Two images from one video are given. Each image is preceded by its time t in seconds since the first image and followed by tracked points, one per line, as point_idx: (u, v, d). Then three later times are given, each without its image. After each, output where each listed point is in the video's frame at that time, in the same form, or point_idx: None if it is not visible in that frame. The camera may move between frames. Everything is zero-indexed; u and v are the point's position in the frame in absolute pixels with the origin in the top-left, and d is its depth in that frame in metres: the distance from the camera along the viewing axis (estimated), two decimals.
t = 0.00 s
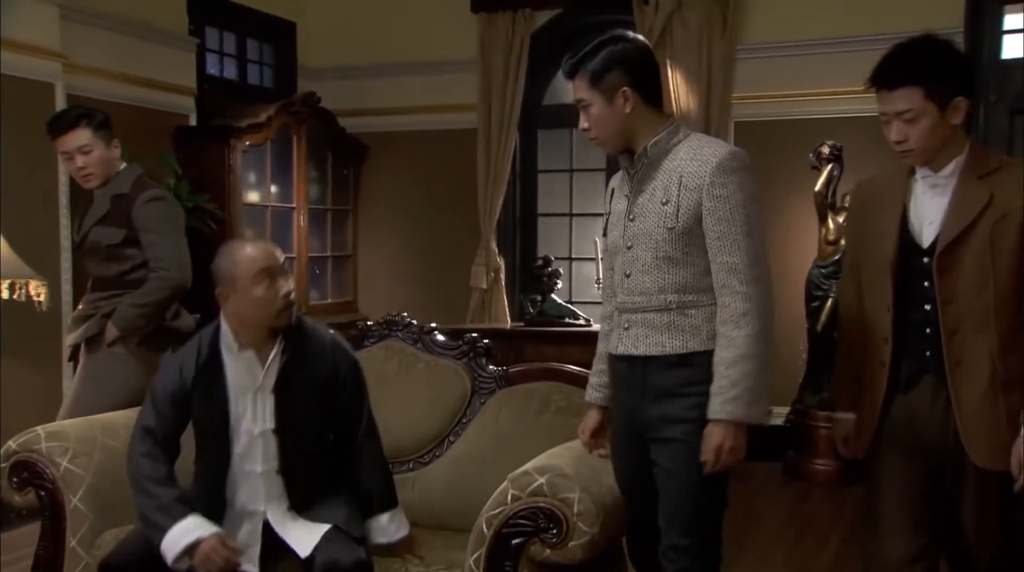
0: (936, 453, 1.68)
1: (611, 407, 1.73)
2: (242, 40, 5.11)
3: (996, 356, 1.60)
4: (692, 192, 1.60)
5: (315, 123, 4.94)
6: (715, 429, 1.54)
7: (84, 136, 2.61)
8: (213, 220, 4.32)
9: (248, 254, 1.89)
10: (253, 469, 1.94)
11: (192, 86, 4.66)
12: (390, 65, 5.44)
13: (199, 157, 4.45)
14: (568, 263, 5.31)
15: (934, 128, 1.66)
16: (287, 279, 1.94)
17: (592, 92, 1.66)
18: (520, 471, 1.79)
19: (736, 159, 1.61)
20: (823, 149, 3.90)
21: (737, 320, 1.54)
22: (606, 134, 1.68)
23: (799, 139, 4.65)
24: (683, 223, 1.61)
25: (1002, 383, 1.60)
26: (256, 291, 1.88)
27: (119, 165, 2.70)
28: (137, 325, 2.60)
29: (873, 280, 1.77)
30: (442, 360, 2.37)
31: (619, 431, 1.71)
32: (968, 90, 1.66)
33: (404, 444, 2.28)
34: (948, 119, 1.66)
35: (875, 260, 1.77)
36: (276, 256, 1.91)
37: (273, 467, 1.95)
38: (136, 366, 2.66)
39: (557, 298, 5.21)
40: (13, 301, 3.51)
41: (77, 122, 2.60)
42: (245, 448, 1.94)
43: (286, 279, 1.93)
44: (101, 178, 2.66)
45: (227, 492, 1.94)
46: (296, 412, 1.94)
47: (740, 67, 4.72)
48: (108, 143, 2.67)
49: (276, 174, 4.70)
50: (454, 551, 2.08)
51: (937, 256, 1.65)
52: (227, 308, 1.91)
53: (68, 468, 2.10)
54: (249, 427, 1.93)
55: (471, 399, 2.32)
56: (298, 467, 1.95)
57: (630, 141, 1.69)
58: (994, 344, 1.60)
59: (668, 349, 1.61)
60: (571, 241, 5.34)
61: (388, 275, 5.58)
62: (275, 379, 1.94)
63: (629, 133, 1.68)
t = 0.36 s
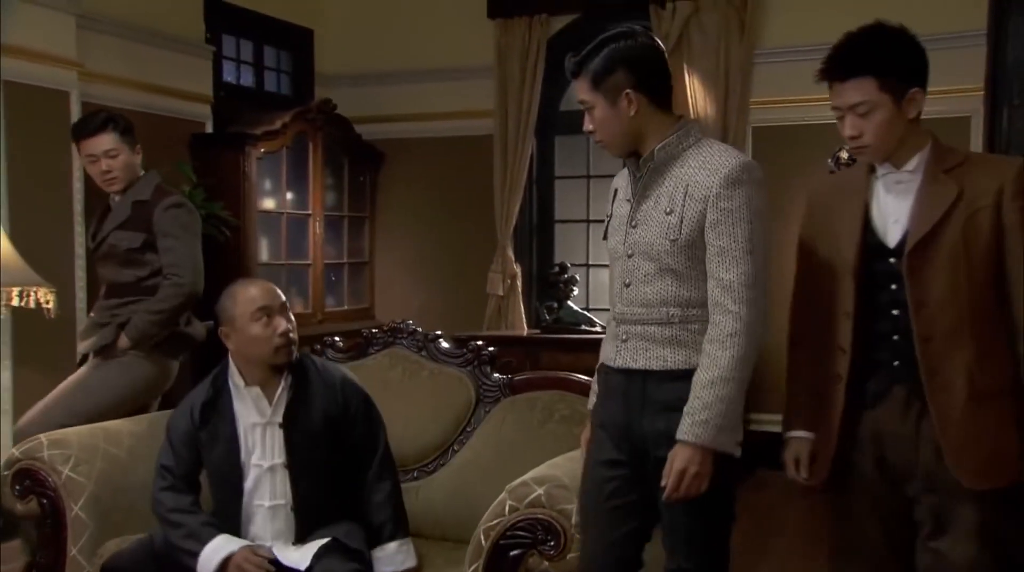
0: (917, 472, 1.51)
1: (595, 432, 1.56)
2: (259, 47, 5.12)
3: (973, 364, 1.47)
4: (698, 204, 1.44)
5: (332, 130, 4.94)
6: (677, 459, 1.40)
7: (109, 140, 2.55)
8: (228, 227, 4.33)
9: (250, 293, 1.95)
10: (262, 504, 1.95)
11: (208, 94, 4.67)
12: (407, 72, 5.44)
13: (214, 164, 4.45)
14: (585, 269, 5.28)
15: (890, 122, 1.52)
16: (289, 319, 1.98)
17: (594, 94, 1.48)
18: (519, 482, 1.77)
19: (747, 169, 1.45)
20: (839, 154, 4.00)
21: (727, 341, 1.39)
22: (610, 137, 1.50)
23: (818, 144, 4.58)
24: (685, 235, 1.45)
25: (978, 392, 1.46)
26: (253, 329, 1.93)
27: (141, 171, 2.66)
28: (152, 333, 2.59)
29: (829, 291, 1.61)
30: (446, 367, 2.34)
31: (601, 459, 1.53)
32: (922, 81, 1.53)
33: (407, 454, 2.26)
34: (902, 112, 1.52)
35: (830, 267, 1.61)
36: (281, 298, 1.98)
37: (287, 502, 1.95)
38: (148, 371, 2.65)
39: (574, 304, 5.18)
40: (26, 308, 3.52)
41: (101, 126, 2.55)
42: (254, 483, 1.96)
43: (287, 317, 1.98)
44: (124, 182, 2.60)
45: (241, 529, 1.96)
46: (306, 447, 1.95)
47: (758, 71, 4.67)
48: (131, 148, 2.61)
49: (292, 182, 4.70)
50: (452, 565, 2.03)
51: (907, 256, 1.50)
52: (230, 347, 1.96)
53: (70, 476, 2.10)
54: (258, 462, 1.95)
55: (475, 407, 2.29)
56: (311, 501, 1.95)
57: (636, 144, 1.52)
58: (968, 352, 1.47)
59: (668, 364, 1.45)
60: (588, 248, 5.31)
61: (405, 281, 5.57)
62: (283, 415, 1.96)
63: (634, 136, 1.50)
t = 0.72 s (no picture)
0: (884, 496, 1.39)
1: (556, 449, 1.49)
2: (276, 56, 5.13)
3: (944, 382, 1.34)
4: (678, 212, 1.35)
5: (348, 139, 4.93)
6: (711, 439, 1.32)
7: (119, 151, 2.54)
8: (243, 235, 4.34)
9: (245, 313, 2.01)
10: (244, 519, 1.99)
11: (224, 102, 4.68)
12: (424, 80, 5.43)
13: (230, 173, 4.47)
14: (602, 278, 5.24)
15: (852, 127, 1.41)
16: (279, 340, 2.03)
17: (553, 109, 1.40)
18: (521, 493, 1.77)
19: (730, 174, 1.36)
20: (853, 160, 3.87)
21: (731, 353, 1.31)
22: (575, 149, 1.41)
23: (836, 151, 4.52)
24: (667, 246, 1.36)
25: (949, 416, 1.34)
26: (243, 348, 1.98)
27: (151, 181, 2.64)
28: (179, 340, 2.58)
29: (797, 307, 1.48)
30: (452, 377, 2.31)
31: (563, 473, 1.47)
32: (891, 82, 1.40)
33: (412, 465, 2.25)
34: (866, 115, 1.40)
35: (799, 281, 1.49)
36: (274, 318, 2.03)
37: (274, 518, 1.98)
38: (168, 378, 2.65)
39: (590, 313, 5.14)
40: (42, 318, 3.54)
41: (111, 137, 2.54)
42: (238, 498, 2.00)
43: (279, 335, 2.03)
44: (136, 193, 2.60)
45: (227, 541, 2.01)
46: (294, 465, 1.98)
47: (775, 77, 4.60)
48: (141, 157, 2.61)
49: (307, 190, 4.69)
50: None
51: (869, 270, 1.39)
52: (223, 363, 2.01)
53: (74, 485, 2.09)
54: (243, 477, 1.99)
55: (481, 416, 2.26)
56: (296, 520, 1.99)
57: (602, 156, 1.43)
58: (938, 369, 1.34)
59: (643, 376, 1.37)
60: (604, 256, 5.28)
61: (421, 290, 5.55)
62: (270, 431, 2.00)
63: (601, 148, 1.42)
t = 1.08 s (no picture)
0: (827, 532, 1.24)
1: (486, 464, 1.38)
2: (296, 66, 5.14)
3: (876, 413, 1.16)
4: (600, 217, 1.26)
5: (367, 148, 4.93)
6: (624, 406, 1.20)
7: (130, 168, 2.42)
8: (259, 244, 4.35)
9: (224, 326, 2.02)
10: (234, 530, 1.98)
11: (244, 112, 4.70)
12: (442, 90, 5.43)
13: (247, 183, 4.48)
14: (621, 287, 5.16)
15: (806, 132, 1.21)
16: (253, 354, 2.01)
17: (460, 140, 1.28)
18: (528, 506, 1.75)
19: (643, 171, 1.28)
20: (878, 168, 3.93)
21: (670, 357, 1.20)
22: (489, 175, 1.29)
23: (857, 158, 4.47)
24: (595, 253, 1.26)
25: (875, 449, 1.16)
26: (213, 361, 1.98)
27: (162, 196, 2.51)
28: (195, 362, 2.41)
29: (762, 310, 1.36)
30: (462, 387, 2.30)
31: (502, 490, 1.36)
32: (855, 76, 1.18)
33: (423, 475, 2.24)
34: (826, 116, 1.20)
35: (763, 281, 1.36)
36: (251, 332, 2.03)
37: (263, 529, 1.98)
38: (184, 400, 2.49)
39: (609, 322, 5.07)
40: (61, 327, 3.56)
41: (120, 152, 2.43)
42: (226, 510, 1.99)
43: (255, 348, 2.02)
44: (147, 211, 2.47)
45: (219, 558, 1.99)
46: (277, 477, 1.98)
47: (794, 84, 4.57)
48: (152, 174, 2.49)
49: (325, 200, 4.69)
50: None
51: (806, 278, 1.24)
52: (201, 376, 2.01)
53: (84, 494, 2.09)
54: (228, 489, 1.99)
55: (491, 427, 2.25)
56: (287, 529, 1.97)
57: (512, 181, 1.31)
58: (876, 400, 1.16)
59: (587, 391, 1.26)
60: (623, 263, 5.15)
61: (442, 300, 5.54)
62: (249, 443, 1.99)
63: (512, 171, 1.30)
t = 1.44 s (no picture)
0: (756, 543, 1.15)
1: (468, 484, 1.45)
2: (332, 80, 5.18)
3: (809, 431, 1.05)
4: (511, 243, 1.32)
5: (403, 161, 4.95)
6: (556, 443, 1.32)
7: (162, 196, 2.36)
8: (295, 256, 4.39)
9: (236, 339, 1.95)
10: (256, 546, 1.92)
11: (280, 126, 4.75)
12: (477, 102, 5.44)
13: (282, 197, 4.51)
14: (656, 298, 5.11)
15: (778, 127, 1.07)
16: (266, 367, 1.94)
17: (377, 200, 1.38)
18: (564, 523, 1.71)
19: (543, 193, 1.35)
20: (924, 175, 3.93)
21: (595, 374, 1.27)
22: (412, 225, 1.38)
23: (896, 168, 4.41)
24: (516, 280, 1.32)
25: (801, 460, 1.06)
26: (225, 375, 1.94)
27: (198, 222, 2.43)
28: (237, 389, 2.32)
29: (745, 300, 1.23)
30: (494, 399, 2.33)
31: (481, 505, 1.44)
32: (833, 66, 1.03)
33: (456, 486, 2.27)
34: (802, 112, 1.05)
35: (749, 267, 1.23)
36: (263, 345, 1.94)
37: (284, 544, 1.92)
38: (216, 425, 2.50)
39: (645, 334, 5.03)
40: (100, 341, 3.61)
41: (152, 181, 2.38)
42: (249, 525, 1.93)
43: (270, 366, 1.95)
44: (181, 239, 2.40)
45: None
46: (296, 492, 1.92)
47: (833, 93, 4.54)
48: (185, 200, 2.41)
49: (361, 212, 4.72)
50: None
51: (764, 274, 1.12)
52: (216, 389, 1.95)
53: (116, 505, 2.12)
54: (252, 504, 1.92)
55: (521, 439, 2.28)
56: (307, 543, 1.91)
57: (434, 226, 1.39)
58: (812, 412, 1.05)
59: (553, 407, 1.34)
60: (659, 275, 5.11)
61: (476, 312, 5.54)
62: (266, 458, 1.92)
63: (429, 216, 1.38)
